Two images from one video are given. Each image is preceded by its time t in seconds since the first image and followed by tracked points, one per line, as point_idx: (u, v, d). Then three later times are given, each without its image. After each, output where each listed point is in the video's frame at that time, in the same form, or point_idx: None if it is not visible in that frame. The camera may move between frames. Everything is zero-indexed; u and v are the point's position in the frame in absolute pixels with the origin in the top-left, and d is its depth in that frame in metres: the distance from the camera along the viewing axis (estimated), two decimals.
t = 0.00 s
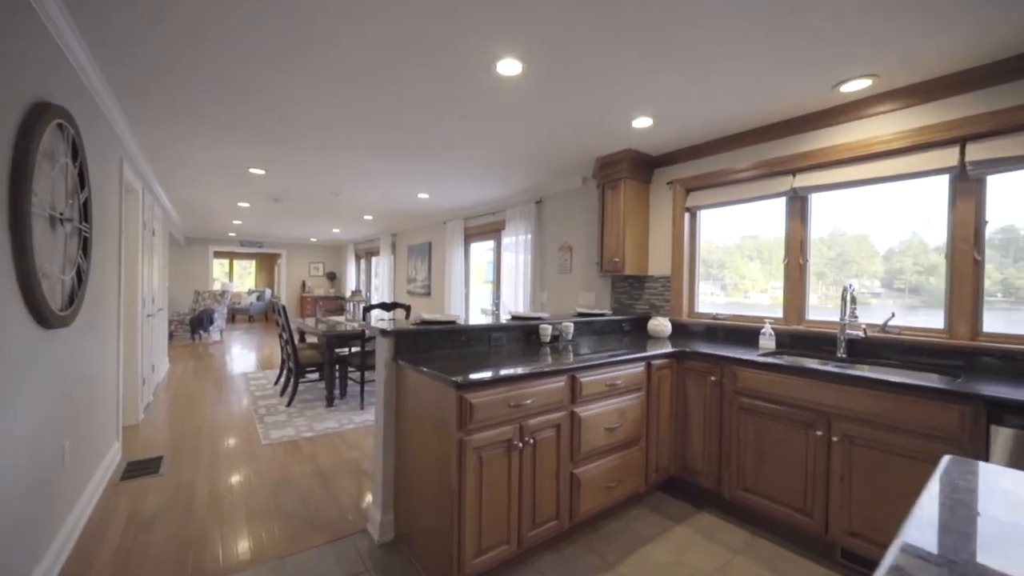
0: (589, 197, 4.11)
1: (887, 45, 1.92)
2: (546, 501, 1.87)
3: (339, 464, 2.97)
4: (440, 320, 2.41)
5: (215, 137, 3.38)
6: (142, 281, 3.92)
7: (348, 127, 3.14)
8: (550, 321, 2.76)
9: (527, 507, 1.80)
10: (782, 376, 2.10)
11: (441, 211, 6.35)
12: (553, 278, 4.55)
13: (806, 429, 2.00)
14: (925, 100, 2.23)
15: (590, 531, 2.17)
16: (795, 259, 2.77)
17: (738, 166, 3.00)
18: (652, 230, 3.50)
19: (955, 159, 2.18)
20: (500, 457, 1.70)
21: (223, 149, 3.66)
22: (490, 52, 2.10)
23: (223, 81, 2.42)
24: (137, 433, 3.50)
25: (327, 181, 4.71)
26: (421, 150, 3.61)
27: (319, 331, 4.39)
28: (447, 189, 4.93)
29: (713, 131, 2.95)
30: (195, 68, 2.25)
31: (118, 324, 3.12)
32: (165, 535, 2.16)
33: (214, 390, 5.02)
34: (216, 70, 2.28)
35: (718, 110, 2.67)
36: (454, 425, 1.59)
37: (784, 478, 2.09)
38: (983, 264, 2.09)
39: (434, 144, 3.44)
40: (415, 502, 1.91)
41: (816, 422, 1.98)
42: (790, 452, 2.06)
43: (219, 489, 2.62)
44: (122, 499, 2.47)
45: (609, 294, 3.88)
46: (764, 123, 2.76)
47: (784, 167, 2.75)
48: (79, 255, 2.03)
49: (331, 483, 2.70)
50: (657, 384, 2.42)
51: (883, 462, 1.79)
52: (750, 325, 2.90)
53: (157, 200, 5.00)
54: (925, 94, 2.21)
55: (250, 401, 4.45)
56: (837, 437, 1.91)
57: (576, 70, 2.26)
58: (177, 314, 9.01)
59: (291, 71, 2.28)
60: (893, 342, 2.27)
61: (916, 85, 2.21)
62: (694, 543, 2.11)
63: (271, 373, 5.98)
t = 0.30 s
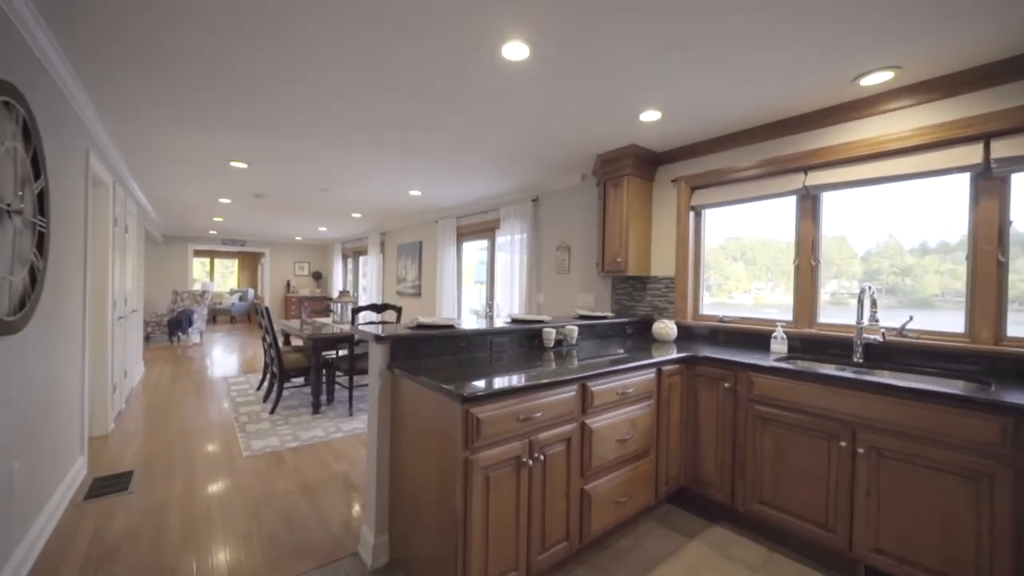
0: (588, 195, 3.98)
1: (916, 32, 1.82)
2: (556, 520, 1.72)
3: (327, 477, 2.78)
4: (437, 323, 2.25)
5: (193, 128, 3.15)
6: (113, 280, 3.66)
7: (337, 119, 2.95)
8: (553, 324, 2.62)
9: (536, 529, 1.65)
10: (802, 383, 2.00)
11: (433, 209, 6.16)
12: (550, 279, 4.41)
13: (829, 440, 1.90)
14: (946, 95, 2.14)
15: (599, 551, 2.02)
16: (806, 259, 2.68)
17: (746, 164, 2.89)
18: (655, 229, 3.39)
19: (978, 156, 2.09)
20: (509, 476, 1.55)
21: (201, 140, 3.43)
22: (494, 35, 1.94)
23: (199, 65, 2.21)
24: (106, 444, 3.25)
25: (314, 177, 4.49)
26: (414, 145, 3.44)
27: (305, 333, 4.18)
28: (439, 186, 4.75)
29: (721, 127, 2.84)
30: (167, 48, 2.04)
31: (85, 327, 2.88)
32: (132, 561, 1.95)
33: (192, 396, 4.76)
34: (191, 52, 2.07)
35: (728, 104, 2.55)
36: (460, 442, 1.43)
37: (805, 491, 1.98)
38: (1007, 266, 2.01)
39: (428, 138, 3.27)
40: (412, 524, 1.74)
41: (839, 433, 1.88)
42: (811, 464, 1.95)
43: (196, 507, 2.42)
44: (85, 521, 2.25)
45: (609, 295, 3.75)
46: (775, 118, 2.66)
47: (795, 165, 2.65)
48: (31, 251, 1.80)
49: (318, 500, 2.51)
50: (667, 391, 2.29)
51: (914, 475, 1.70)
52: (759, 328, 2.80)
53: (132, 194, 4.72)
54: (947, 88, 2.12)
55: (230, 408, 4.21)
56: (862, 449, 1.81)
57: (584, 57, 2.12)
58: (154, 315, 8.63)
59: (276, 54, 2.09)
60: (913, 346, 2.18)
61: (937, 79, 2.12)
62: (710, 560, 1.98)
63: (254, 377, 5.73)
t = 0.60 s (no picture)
0: (580, 194, 3.86)
1: (934, 25, 1.74)
2: (560, 544, 1.58)
3: (305, 495, 2.57)
4: (427, 329, 2.08)
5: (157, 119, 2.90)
6: (68, 282, 3.36)
7: (316, 110, 2.74)
8: (550, 329, 2.47)
9: (539, 555, 1.51)
10: (814, 391, 1.90)
11: (417, 208, 5.95)
12: (541, 280, 4.28)
13: (843, 450, 1.81)
14: (952, 93, 2.08)
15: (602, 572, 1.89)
16: (808, 260, 2.61)
17: (746, 162, 2.80)
18: (650, 229, 3.28)
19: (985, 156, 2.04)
20: (511, 500, 1.40)
21: (167, 131, 3.17)
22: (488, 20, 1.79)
23: (160, 48, 1.99)
24: (59, 461, 2.97)
25: (292, 173, 4.25)
26: (400, 139, 3.24)
27: (282, 337, 3.94)
28: (425, 184, 4.55)
29: (720, 124, 2.75)
30: (121, 26, 1.82)
31: (32, 335, 2.60)
32: None
33: (159, 404, 4.45)
34: (149, 32, 1.85)
35: (729, 101, 2.46)
36: (458, 465, 1.28)
37: (817, 504, 1.89)
38: (1017, 267, 1.97)
39: (414, 132, 3.08)
40: (402, 553, 1.57)
41: (854, 443, 1.79)
42: (823, 475, 1.86)
43: (156, 533, 2.18)
44: (27, 553, 2.00)
45: (602, 297, 3.64)
46: (777, 116, 2.57)
47: (797, 163, 2.57)
48: None
49: (295, 520, 2.31)
50: (670, 399, 2.18)
51: (934, 487, 1.62)
52: (759, 332, 2.72)
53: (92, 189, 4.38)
54: (955, 85, 2.05)
55: (200, 417, 3.94)
56: (879, 460, 1.72)
57: (583, 48, 1.98)
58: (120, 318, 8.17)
59: (246, 35, 1.88)
60: (921, 351, 2.12)
61: (944, 76, 2.06)
62: None
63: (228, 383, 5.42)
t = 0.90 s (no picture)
0: (569, 192, 3.73)
1: (947, 18, 1.67)
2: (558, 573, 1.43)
3: (273, 515, 2.34)
4: (408, 335, 1.89)
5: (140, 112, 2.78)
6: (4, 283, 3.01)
7: (287, 96, 2.52)
8: (541, 333, 2.32)
9: None
10: (821, 398, 1.80)
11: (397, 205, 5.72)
12: (527, 280, 4.12)
13: (853, 461, 1.71)
14: (954, 88, 2.04)
15: None
16: (806, 261, 2.53)
17: (742, 159, 2.72)
18: (642, 228, 3.17)
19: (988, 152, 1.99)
20: (506, 530, 1.23)
21: (119, 116, 2.87)
22: None
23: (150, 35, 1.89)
24: None
25: (262, 166, 3.97)
26: (380, 131, 3.04)
27: (251, 342, 3.66)
28: (406, 179, 4.34)
29: (716, 119, 2.66)
30: (111, 10, 1.73)
31: None
32: None
33: (113, 415, 4.09)
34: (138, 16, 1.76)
35: (728, 94, 2.36)
36: (445, 495, 1.10)
37: (826, 518, 1.78)
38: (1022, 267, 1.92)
39: (395, 123, 2.89)
40: None
41: (865, 454, 1.69)
42: (832, 487, 1.76)
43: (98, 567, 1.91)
44: None
45: (592, 298, 3.51)
46: (775, 111, 2.49)
47: (796, 160, 2.49)
48: None
49: (262, 546, 2.08)
50: (670, 407, 2.05)
51: (951, 501, 1.52)
52: (755, 334, 2.63)
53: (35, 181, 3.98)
54: (959, 80, 2.00)
55: (159, 428, 3.62)
56: (892, 471, 1.63)
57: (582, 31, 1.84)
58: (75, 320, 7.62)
59: (206, 5, 1.67)
60: (926, 353, 2.05)
61: (947, 71, 2.01)
62: None
63: (193, 390, 5.08)
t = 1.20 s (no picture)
0: (555, 189, 3.58)
1: (959, 9, 1.58)
2: None
3: (233, 542, 2.10)
4: (382, 342, 1.68)
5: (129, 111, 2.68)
6: None
7: (248, 80, 2.27)
8: (529, 338, 2.15)
9: None
10: (829, 407, 1.70)
11: (374, 202, 5.47)
12: (511, 281, 3.95)
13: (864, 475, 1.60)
14: (955, 84, 1.96)
15: None
16: (802, 261, 2.44)
17: (736, 155, 2.61)
18: (631, 228, 3.05)
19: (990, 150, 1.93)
20: (497, 573, 1.06)
21: (56, 100, 2.56)
22: None
23: (151, 35, 1.84)
24: None
25: (226, 158, 3.68)
26: (354, 121, 2.82)
27: (213, 348, 3.37)
28: (383, 174, 4.11)
29: (710, 114, 2.54)
30: (109, 7, 1.67)
31: None
32: None
33: (58, 426, 3.72)
34: (137, 14, 1.70)
35: (725, 87, 2.24)
36: (425, 540, 0.92)
37: (834, 535, 1.68)
38: None
39: (370, 112, 2.67)
40: None
41: (875, 467, 1.59)
42: (840, 502, 1.65)
43: None
44: None
45: (580, 300, 3.37)
46: (771, 105, 2.39)
47: (792, 157, 2.41)
48: None
49: None
50: (668, 418, 1.92)
51: (969, 517, 1.43)
52: (751, 338, 2.53)
53: None
54: (963, 74, 1.93)
55: (108, 441, 3.28)
56: (906, 486, 1.53)
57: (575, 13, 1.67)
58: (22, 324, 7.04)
59: None
60: (930, 358, 1.97)
61: (949, 66, 1.93)
62: None
63: (150, 399, 4.70)
